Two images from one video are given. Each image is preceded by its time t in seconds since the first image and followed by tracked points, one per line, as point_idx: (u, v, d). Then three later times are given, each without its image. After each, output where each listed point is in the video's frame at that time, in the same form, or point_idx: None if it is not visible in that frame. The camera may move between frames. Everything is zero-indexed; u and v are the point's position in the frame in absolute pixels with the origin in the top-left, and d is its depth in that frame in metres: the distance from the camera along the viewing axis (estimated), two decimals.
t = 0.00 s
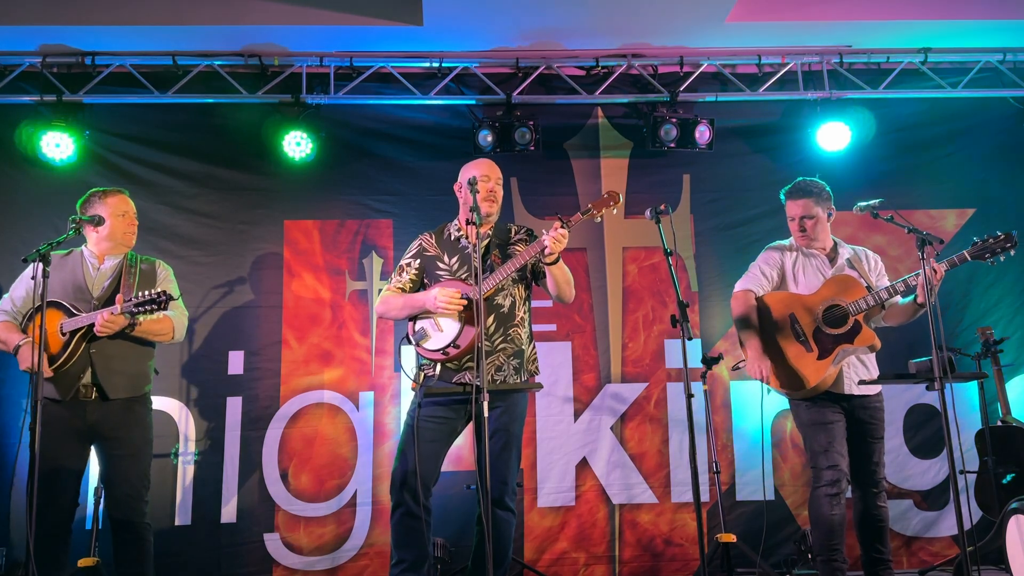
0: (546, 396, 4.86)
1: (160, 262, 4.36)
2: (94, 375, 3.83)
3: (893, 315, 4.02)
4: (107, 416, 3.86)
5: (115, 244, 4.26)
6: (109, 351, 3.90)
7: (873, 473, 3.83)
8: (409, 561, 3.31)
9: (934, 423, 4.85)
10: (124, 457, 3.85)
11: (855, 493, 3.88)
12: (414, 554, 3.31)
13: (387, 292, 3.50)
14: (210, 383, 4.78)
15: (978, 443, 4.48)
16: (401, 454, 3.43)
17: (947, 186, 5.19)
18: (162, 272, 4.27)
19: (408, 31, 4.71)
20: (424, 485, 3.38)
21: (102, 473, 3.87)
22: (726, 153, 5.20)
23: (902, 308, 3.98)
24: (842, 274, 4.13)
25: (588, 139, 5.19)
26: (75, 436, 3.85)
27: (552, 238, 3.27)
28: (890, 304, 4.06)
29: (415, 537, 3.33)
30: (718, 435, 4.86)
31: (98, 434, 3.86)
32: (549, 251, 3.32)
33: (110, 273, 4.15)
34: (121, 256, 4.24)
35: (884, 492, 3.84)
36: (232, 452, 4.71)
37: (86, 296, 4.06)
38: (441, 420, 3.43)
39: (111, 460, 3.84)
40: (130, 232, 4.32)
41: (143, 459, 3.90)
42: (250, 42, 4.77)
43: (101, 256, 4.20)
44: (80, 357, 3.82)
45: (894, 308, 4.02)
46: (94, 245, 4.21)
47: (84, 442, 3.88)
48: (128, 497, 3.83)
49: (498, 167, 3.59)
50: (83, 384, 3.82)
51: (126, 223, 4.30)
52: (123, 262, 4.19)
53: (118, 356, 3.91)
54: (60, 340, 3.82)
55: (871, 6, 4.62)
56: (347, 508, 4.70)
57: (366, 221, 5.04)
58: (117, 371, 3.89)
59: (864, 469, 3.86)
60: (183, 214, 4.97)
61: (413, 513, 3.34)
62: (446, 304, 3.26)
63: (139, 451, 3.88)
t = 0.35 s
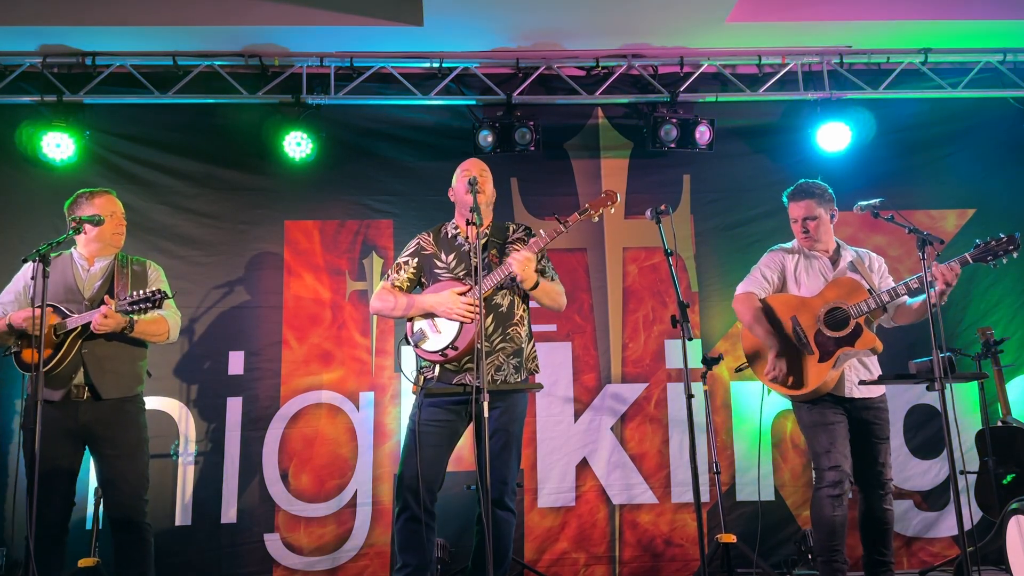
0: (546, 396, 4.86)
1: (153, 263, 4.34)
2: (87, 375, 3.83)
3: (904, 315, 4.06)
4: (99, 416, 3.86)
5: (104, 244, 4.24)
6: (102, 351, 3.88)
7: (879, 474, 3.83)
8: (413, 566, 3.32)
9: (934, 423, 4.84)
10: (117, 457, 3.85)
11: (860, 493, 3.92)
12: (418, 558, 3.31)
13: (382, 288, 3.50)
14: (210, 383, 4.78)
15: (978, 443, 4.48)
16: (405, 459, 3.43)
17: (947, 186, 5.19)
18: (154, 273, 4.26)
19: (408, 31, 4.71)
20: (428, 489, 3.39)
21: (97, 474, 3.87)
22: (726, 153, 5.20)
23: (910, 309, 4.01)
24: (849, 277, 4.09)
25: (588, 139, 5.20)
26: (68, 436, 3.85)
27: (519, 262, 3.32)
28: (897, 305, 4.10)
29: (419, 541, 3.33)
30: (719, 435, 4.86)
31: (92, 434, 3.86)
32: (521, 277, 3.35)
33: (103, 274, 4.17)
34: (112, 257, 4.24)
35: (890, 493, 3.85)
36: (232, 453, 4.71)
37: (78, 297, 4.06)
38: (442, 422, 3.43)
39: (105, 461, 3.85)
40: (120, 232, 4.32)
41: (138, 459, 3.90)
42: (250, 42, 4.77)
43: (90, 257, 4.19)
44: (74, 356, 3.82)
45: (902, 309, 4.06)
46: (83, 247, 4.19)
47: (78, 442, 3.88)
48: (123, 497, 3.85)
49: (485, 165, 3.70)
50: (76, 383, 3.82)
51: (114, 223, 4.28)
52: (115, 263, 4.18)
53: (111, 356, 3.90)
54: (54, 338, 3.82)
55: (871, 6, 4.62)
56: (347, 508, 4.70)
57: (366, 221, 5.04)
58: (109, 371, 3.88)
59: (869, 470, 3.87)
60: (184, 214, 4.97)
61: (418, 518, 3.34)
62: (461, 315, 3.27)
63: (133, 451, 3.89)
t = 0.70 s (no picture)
0: (546, 396, 4.86)
1: (152, 264, 4.32)
2: (85, 376, 3.83)
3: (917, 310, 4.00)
4: (99, 417, 3.85)
5: (104, 245, 4.24)
6: (101, 352, 3.89)
7: (876, 476, 3.85)
8: (414, 567, 3.32)
9: (934, 424, 4.84)
10: (117, 458, 3.84)
11: (859, 493, 3.92)
12: (419, 559, 3.31)
13: (383, 291, 3.52)
14: (211, 383, 4.78)
15: (978, 444, 4.48)
16: (406, 461, 3.43)
17: (948, 187, 5.19)
18: (153, 273, 4.24)
19: (408, 31, 4.71)
20: (429, 490, 3.39)
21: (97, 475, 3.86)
22: (726, 153, 5.20)
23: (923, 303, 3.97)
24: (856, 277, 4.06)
25: (588, 139, 5.20)
26: (67, 438, 3.84)
27: (489, 291, 3.29)
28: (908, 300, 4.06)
29: (419, 542, 3.33)
30: (719, 436, 4.86)
31: (90, 436, 3.84)
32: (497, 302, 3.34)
33: (101, 275, 4.15)
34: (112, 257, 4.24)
35: (888, 493, 3.87)
36: (232, 453, 4.71)
37: (77, 299, 4.06)
38: (441, 423, 3.43)
39: (104, 461, 3.83)
40: (121, 232, 4.31)
41: (138, 460, 3.89)
42: (251, 43, 4.77)
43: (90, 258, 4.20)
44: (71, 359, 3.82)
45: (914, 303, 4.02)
46: (82, 248, 4.21)
47: (77, 443, 3.87)
48: (123, 498, 3.83)
49: (484, 164, 3.71)
50: (74, 385, 3.82)
51: (114, 224, 4.27)
52: (113, 264, 4.18)
53: (109, 357, 3.90)
54: (53, 341, 3.85)
55: (871, 6, 4.62)
56: (347, 509, 4.70)
57: (366, 221, 5.04)
58: (108, 372, 3.88)
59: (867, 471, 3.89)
60: (184, 215, 4.97)
61: (419, 519, 3.34)
62: (456, 304, 3.26)
63: (133, 452, 3.88)
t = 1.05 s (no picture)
0: (546, 397, 4.86)
1: (152, 265, 4.31)
2: (85, 376, 3.82)
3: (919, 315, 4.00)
4: (99, 418, 3.85)
5: (104, 247, 4.25)
6: (102, 352, 3.89)
7: (882, 476, 3.86)
8: (415, 567, 3.32)
9: (935, 424, 4.84)
10: (118, 459, 3.84)
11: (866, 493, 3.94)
12: (421, 560, 3.32)
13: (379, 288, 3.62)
14: (211, 384, 4.78)
15: (979, 444, 4.47)
16: (406, 462, 3.41)
17: (948, 187, 5.19)
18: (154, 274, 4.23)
19: (408, 32, 4.71)
20: (430, 491, 3.39)
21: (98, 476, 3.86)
22: (726, 154, 5.20)
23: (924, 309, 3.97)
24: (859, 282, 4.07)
25: (588, 140, 5.20)
26: (67, 438, 3.84)
27: (503, 282, 3.30)
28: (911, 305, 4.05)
29: (421, 542, 3.33)
30: (720, 437, 4.86)
31: (91, 436, 3.84)
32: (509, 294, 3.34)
33: (102, 276, 4.15)
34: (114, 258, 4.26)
35: (894, 494, 3.87)
36: (232, 454, 4.71)
37: (78, 300, 4.06)
38: (443, 423, 3.44)
39: (104, 462, 3.83)
40: (120, 233, 4.33)
41: (140, 460, 3.88)
42: (250, 44, 4.77)
43: (91, 261, 4.21)
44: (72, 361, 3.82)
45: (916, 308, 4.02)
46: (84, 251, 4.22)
47: (77, 444, 3.87)
48: (123, 499, 3.82)
49: (484, 162, 3.73)
50: (73, 388, 3.80)
51: (113, 227, 4.28)
52: (114, 266, 4.18)
53: (109, 357, 3.90)
54: (53, 346, 3.84)
55: (871, 7, 4.62)
56: (347, 510, 4.70)
57: (366, 222, 5.04)
58: (108, 372, 3.88)
59: (876, 472, 3.89)
60: (184, 215, 4.97)
61: (420, 520, 3.34)
62: (426, 295, 3.31)
63: (135, 452, 3.88)
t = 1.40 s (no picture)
0: (546, 398, 4.86)
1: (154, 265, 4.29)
2: (87, 376, 3.83)
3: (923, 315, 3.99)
4: (99, 419, 3.84)
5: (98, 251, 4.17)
6: (104, 352, 3.88)
7: (881, 476, 3.87)
8: (415, 568, 3.32)
9: (935, 425, 4.84)
10: (119, 460, 3.83)
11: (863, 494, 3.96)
12: (421, 560, 3.32)
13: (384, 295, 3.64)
14: (211, 385, 4.78)
15: (979, 445, 4.47)
16: (405, 462, 3.41)
17: (948, 188, 5.19)
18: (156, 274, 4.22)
19: (409, 33, 4.71)
20: (430, 492, 3.39)
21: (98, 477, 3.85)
22: (726, 154, 5.20)
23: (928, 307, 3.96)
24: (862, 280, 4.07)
25: (588, 141, 5.20)
26: (67, 439, 3.83)
27: (505, 281, 3.30)
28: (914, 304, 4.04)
29: (420, 543, 3.33)
30: (720, 437, 4.86)
31: (91, 437, 3.84)
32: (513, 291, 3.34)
33: (103, 277, 4.13)
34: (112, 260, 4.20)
35: (891, 494, 3.90)
36: (232, 455, 4.70)
37: (79, 301, 4.06)
38: (442, 424, 3.44)
39: (105, 462, 3.82)
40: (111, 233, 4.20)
41: (140, 461, 3.88)
42: (250, 44, 4.77)
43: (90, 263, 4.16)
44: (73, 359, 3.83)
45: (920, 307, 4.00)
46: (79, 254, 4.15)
47: (77, 445, 3.86)
48: (122, 501, 3.82)
49: (484, 164, 3.72)
50: (75, 387, 3.81)
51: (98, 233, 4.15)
52: (115, 268, 4.16)
53: (111, 358, 3.89)
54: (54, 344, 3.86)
55: (871, 7, 4.62)
56: (347, 511, 4.69)
57: (366, 223, 5.03)
58: (110, 373, 3.87)
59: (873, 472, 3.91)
60: (184, 216, 4.97)
61: (420, 520, 3.34)
62: (426, 298, 3.33)
63: (135, 453, 3.87)
